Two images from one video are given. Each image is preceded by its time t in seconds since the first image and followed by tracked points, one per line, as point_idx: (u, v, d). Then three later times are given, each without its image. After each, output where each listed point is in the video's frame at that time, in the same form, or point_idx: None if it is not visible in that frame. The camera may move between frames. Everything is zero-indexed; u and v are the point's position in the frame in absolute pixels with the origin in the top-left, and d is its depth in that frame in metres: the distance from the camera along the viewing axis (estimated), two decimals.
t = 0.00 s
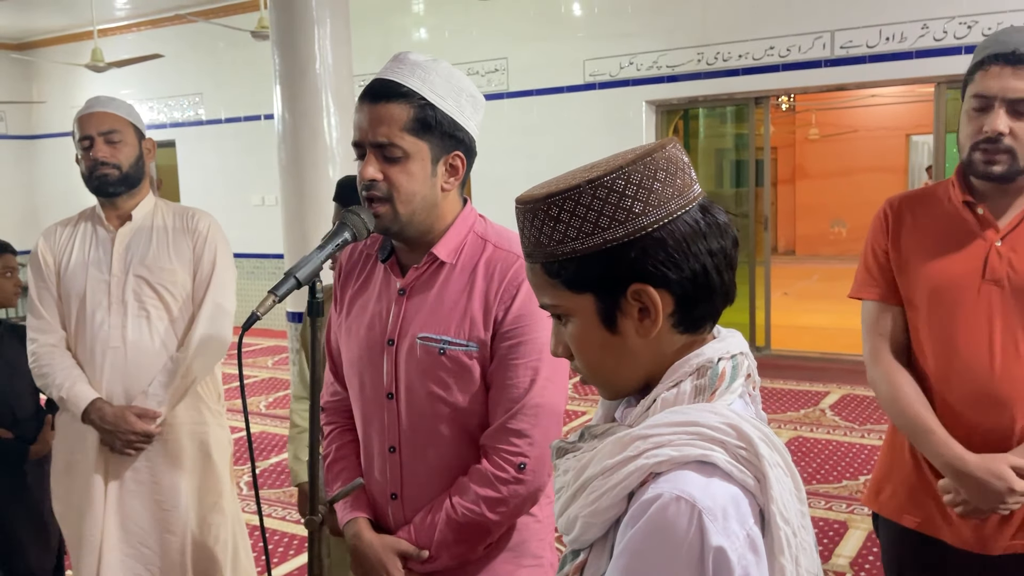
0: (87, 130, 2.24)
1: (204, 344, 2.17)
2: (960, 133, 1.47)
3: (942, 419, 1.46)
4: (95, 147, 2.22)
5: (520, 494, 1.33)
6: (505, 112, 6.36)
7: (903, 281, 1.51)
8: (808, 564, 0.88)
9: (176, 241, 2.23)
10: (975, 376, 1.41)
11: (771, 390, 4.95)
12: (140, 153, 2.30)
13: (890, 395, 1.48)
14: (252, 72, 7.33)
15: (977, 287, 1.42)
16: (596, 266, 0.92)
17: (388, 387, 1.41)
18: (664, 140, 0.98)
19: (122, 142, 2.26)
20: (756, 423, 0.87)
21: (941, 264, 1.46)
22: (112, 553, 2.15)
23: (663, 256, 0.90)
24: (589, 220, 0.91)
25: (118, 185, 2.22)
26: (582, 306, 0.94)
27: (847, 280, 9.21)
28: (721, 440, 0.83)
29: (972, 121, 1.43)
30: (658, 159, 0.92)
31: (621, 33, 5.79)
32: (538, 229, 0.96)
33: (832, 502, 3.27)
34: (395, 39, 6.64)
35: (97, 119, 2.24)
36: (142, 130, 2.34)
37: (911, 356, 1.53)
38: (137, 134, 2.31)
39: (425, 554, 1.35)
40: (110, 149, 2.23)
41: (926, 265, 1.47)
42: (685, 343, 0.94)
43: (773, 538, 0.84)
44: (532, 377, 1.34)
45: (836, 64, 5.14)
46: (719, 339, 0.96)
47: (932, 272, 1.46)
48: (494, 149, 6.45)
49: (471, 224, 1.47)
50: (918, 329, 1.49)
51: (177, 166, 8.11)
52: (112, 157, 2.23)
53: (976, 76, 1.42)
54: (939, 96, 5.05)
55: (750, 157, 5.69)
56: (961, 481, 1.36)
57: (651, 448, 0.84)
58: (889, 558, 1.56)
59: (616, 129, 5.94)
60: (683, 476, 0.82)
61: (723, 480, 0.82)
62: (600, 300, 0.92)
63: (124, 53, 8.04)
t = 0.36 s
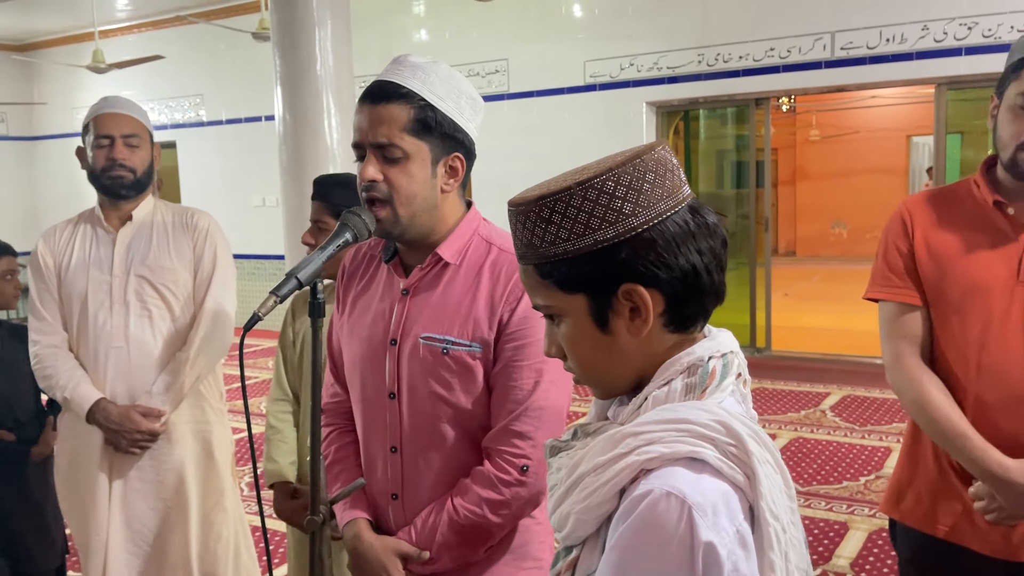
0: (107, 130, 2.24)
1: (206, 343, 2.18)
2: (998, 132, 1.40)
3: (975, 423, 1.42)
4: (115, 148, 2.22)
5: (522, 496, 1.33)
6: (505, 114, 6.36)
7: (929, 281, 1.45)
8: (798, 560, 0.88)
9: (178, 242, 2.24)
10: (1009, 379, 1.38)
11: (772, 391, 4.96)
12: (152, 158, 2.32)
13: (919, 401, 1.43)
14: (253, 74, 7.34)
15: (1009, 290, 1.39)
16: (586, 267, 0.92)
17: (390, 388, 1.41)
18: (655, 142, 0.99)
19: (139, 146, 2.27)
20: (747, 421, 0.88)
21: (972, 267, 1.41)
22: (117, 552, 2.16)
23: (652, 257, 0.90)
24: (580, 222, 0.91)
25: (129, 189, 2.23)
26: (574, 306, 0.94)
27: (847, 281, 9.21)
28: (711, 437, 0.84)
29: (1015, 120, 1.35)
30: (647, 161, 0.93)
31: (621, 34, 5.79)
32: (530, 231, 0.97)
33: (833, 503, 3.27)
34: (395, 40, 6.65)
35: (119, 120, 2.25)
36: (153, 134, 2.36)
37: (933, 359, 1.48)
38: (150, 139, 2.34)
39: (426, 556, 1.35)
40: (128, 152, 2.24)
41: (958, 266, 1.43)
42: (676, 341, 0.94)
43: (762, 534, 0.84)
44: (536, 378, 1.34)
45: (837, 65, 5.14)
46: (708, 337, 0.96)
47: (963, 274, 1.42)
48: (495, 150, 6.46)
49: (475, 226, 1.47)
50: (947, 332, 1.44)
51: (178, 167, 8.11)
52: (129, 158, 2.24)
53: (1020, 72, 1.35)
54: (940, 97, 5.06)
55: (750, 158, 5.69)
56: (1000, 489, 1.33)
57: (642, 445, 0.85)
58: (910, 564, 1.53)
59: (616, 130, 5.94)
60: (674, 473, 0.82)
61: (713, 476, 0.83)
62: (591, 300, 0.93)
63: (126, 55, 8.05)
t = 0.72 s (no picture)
0: (120, 132, 2.25)
1: (206, 344, 2.19)
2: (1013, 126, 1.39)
3: (978, 422, 1.42)
4: (127, 150, 2.24)
5: (520, 496, 1.33)
6: (506, 114, 6.37)
7: (940, 280, 1.47)
8: (778, 552, 0.89)
9: (178, 242, 2.24)
10: (1014, 378, 1.38)
11: (772, 391, 4.96)
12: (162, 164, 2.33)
13: (924, 400, 1.45)
14: (253, 74, 7.34)
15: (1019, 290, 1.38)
16: (575, 262, 0.92)
17: (391, 386, 1.41)
18: (645, 141, 0.99)
19: (150, 151, 2.29)
20: (730, 414, 0.88)
21: (983, 267, 1.42)
22: (114, 553, 2.15)
23: (639, 253, 0.90)
24: (568, 218, 0.92)
25: (137, 192, 2.23)
26: (563, 300, 0.94)
27: (848, 281, 9.21)
28: (691, 427, 0.84)
29: None
30: (636, 159, 0.93)
31: (622, 35, 5.80)
32: (521, 226, 0.97)
33: (834, 503, 3.27)
34: (395, 40, 6.66)
35: (134, 123, 2.27)
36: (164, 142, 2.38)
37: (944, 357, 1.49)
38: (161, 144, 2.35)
39: (425, 555, 1.35)
40: (140, 155, 2.25)
41: (969, 264, 1.43)
42: (662, 336, 0.95)
43: (741, 524, 0.84)
44: (535, 378, 1.34)
45: (837, 66, 5.15)
46: (694, 332, 0.96)
47: (973, 273, 1.43)
48: (495, 151, 6.45)
49: (476, 225, 1.48)
50: (955, 331, 1.46)
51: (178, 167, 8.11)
52: (140, 161, 2.24)
53: None
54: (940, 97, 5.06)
55: (751, 158, 5.70)
56: (995, 487, 1.33)
57: (623, 435, 0.85)
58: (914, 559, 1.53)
59: (617, 130, 5.95)
60: (654, 461, 0.83)
61: (692, 466, 0.83)
62: (580, 295, 0.93)
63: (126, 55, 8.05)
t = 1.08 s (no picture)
0: (118, 132, 2.23)
1: (209, 342, 2.20)
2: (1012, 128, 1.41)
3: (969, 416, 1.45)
4: (125, 151, 2.22)
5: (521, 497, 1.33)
6: (506, 114, 6.36)
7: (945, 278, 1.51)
8: (759, 542, 0.89)
9: (179, 241, 2.24)
10: (997, 375, 1.39)
11: (771, 391, 4.96)
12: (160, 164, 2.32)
13: (922, 390, 1.51)
14: (253, 74, 7.34)
15: (1010, 289, 1.38)
16: (563, 262, 0.93)
17: (394, 385, 1.41)
18: (628, 143, 1.00)
19: (149, 151, 2.28)
20: (715, 407, 0.88)
21: (980, 265, 1.43)
22: (119, 551, 2.16)
23: (625, 252, 0.91)
24: (556, 220, 0.92)
25: (136, 191, 2.22)
26: (553, 299, 0.94)
27: (847, 281, 9.21)
28: (677, 417, 0.85)
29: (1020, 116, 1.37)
30: (620, 161, 0.94)
31: (621, 35, 5.80)
32: (509, 228, 0.97)
33: (834, 503, 3.27)
34: (395, 40, 6.66)
35: (131, 122, 2.25)
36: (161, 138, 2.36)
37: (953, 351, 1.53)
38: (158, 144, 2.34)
39: (425, 555, 1.35)
40: (139, 155, 2.24)
41: (965, 262, 1.46)
42: (649, 332, 0.95)
43: (723, 512, 0.84)
44: (538, 379, 1.34)
45: (837, 66, 5.15)
46: (680, 328, 0.96)
47: (972, 269, 1.44)
48: (495, 151, 6.45)
49: (481, 226, 1.48)
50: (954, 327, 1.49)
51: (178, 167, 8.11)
52: (139, 162, 2.23)
53: None
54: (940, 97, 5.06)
55: (750, 158, 5.70)
56: (967, 478, 1.36)
57: (610, 423, 0.86)
58: (913, 545, 1.55)
59: (617, 130, 5.95)
60: (639, 448, 0.83)
61: (677, 454, 0.84)
62: (570, 293, 0.93)
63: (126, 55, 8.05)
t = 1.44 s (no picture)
0: (115, 132, 2.22)
1: (217, 341, 2.20)
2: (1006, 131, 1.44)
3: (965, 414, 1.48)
4: (123, 151, 2.21)
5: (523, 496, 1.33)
6: (504, 113, 6.36)
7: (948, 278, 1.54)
8: (744, 536, 0.88)
9: (182, 240, 2.24)
10: (988, 374, 1.41)
11: (770, 390, 4.96)
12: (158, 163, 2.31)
13: (923, 388, 1.54)
14: (251, 74, 7.33)
15: (1001, 287, 1.41)
16: (558, 263, 0.92)
17: (391, 386, 1.41)
18: (619, 144, 1.00)
19: (146, 150, 2.27)
20: (702, 401, 0.89)
21: (978, 264, 1.45)
22: (127, 551, 2.15)
23: (619, 252, 0.91)
24: (551, 222, 0.92)
25: (135, 191, 2.22)
26: (549, 300, 0.94)
27: (846, 280, 9.21)
28: (664, 409, 0.85)
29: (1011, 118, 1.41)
30: (612, 163, 0.94)
31: (620, 34, 5.80)
32: (504, 232, 0.96)
33: (833, 502, 3.27)
34: (393, 39, 6.65)
35: (127, 122, 2.23)
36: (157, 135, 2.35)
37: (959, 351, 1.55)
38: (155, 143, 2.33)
39: (427, 556, 1.35)
40: (137, 155, 2.23)
41: (963, 264, 1.49)
42: (644, 327, 0.95)
43: (707, 505, 0.84)
44: (538, 377, 1.33)
45: (835, 65, 5.14)
46: (671, 324, 0.96)
47: (970, 268, 1.47)
48: (494, 151, 6.45)
49: (476, 225, 1.48)
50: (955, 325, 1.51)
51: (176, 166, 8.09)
52: (137, 161, 2.23)
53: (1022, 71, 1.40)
54: (938, 96, 5.06)
55: (749, 158, 5.70)
56: (952, 473, 1.41)
57: (600, 412, 0.86)
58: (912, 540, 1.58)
59: (616, 130, 5.95)
60: (625, 438, 0.83)
61: (663, 444, 0.84)
62: (564, 293, 0.93)
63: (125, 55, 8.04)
